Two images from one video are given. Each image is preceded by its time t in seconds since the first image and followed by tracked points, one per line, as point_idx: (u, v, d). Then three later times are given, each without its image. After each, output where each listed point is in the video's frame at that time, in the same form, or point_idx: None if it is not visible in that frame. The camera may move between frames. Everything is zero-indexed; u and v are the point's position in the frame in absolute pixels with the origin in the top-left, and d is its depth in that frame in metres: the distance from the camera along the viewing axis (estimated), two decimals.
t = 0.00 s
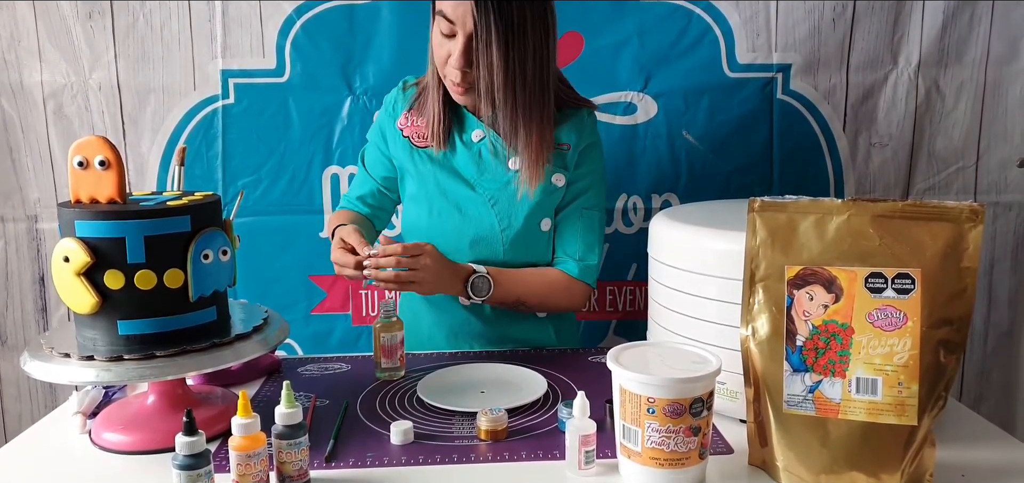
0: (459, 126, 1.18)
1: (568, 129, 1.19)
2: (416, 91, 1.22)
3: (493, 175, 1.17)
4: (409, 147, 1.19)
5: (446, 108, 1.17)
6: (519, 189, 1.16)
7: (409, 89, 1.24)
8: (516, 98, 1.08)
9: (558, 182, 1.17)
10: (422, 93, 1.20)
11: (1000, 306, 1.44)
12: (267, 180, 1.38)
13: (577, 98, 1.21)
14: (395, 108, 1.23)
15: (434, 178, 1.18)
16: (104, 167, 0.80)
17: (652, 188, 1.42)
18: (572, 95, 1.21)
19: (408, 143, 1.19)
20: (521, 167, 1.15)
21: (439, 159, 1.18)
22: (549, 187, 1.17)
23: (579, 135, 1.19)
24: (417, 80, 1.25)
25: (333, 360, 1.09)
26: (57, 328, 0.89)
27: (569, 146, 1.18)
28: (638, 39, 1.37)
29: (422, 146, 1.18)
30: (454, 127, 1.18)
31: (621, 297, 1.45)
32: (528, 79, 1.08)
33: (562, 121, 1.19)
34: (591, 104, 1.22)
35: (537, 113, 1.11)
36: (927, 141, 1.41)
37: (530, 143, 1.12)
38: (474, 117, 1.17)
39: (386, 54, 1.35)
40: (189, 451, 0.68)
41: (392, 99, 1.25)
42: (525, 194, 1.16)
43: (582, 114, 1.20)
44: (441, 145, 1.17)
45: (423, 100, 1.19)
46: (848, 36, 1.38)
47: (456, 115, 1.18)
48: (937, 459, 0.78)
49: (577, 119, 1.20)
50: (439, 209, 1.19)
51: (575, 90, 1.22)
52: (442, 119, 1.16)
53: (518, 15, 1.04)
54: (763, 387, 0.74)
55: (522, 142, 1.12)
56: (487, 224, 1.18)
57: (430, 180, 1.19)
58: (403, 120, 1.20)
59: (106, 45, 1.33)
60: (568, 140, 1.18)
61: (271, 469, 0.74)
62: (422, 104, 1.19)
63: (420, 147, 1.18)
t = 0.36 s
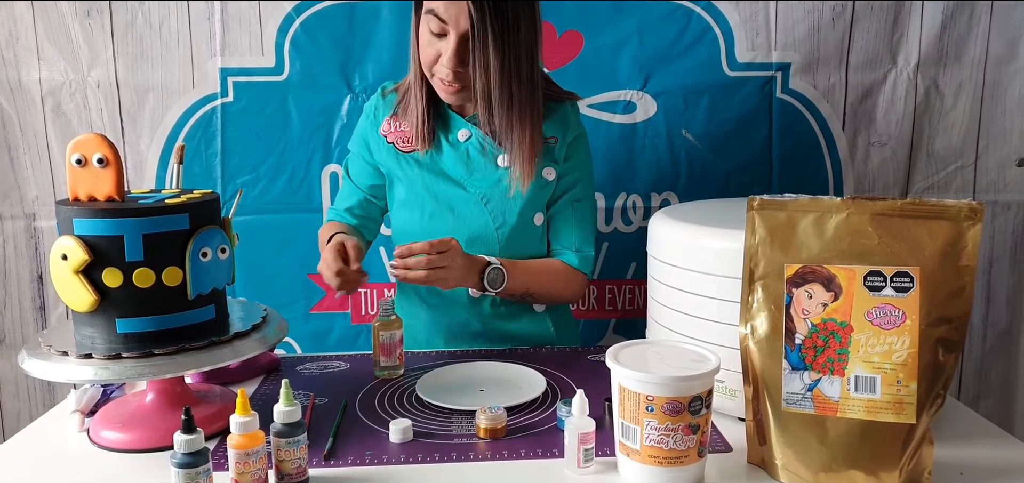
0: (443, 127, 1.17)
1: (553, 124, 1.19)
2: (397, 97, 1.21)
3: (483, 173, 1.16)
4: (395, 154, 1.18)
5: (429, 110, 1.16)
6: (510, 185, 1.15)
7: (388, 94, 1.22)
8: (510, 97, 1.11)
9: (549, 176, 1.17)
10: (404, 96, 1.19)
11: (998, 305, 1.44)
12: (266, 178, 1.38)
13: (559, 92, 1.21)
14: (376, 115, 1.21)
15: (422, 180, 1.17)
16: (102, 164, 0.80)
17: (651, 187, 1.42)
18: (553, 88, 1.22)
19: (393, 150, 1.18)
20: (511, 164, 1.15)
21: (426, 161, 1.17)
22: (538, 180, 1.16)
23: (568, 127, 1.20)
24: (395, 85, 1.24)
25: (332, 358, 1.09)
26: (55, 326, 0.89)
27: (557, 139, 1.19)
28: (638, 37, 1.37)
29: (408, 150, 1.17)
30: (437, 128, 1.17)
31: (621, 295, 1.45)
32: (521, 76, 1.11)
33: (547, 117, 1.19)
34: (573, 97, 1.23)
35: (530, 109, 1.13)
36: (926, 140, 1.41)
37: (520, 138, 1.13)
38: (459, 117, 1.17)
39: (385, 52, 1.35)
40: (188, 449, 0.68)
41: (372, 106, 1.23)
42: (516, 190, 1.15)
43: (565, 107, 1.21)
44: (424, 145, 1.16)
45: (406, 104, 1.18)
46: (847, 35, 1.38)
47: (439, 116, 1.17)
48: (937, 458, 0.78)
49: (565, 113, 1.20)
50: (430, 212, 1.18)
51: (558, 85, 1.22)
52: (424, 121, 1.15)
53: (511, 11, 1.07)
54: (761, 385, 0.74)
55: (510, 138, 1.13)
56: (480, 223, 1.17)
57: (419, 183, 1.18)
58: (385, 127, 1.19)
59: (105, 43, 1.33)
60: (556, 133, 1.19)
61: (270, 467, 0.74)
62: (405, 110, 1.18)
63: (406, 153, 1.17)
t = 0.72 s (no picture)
0: (434, 134, 1.16)
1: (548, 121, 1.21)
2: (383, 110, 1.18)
3: (482, 174, 1.14)
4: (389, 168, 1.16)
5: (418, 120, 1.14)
6: (511, 184, 1.14)
7: (370, 107, 1.20)
8: (518, 103, 1.09)
9: (549, 171, 1.18)
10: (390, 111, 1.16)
11: (997, 305, 1.45)
12: (265, 177, 1.38)
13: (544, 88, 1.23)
14: (363, 129, 1.18)
15: (420, 189, 1.15)
16: (100, 163, 0.80)
17: (650, 186, 1.42)
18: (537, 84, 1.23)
19: (387, 164, 1.16)
20: (510, 162, 1.14)
21: (422, 170, 1.15)
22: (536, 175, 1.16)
23: (558, 125, 1.22)
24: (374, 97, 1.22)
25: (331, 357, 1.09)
26: (54, 324, 0.89)
27: (551, 136, 1.20)
28: (637, 37, 1.37)
29: (401, 163, 1.15)
30: (429, 136, 1.15)
31: (619, 295, 1.46)
32: (527, 80, 1.09)
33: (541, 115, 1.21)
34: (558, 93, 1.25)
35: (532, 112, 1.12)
36: (924, 140, 1.41)
37: (523, 141, 1.12)
38: (451, 120, 1.16)
39: (383, 51, 1.35)
40: (186, 448, 0.68)
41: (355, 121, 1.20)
42: (517, 188, 1.14)
43: (553, 103, 1.23)
44: (417, 149, 1.14)
45: (393, 118, 1.16)
46: (846, 35, 1.38)
47: (427, 125, 1.16)
48: (935, 457, 0.79)
49: (553, 111, 1.22)
50: (433, 218, 1.15)
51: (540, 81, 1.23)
52: (416, 130, 1.14)
53: (523, 21, 1.04)
54: (760, 385, 0.74)
55: (514, 141, 1.12)
56: (485, 224, 1.15)
57: (418, 192, 1.15)
58: (375, 143, 1.16)
59: (104, 41, 1.33)
60: (549, 131, 1.21)
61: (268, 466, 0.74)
62: (392, 123, 1.16)
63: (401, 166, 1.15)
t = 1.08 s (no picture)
0: (441, 135, 1.15)
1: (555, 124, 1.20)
2: (389, 111, 1.18)
3: (487, 176, 1.13)
4: (395, 170, 1.15)
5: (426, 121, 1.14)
6: (518, 186, 1.13)
7: (375, 108, 1.19)
8: (531, 100, 1.10)
9: (555, 175, 1.17)
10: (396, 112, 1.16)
11: (998, 304, 1.44)
12: (264, 177, 1.37)
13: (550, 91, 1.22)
14: (368, 130, 1.18)
15: (426, 191, 1.14)
16: (100, 164, 0.80)
17: (650, 186, 1.42)
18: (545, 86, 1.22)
19: (393, 166, 1.15)
20: (517, 165, 1.13)
21: (427, 172, 1.14)
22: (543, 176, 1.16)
23: (566, 129, 1.21)
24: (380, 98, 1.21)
25: (331, 358, 1.09)
26: (54, 325, 0.89)
27: (558, 140, 1.20)
28: (636, 36, 1.37)
29: (407, 164, 1.15)
30: (436, 137, 1.14)
31: (620, 295, 1.45)
32: (539, 80, 1.10)
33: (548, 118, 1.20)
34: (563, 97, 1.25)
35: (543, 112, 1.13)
36: (925, 139, 1.41)
37: (535, 144, 1.12)
38: (459, 122, 1.15)
39: (382, 52, 1.35)
40: (185, 449, 0.67)
41: (359, 123, 1.19)
42: (525, 190, 1.14)
43: (559, 106, 1.23)
44: (426, 150, 1.13)
45: (399, 119, 1.15)
46: (846, 33, 1.38)
47: (433, 126, 1.15)
48: (936, 457, 0.78)
49: (560, 115, 1.22)
50: (439, 220, 1.15)
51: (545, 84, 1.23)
52: (425, 132, 1.13)
53: (534, 16, 1.05)
54: (760, 385, 0.74)
55: (525, 143, 1.11)
56: (491, 227, 1.14)
57: (423, 194, 1.15)
58: (380, 144, 1.16)
59: (103, 42, 1.32)
60: (556, 134, 1.20)
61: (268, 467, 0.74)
62: (398, 125, 1.16)
63: (407, 167, 1.15)
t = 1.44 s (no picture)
0: (451, 137, 1.15)
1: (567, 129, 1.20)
2: (400, 111, 1.18)
3: (496, 179, 1.13)
4: (405, 170, 1.15)
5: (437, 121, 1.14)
6: (526, 190, 1.13)
7: (386, 109, 1.19)
8: (541, 101, 1.09)
9: (564, 181, 1.17)
10: (407, 111, 1.16)
11: (999, 303, 1.44)
12: (265, 178, 1.37)
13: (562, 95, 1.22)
14: (378, 129, 1.18)
15: (434, 193, 1.14)
16: (100, 164, 0.80)
17: (650, 186, 1.42)
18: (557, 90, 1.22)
19: (402, 166, 1.15)
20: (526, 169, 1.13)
21: (436, 173, 1.14)
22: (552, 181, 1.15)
23: (576, 132, 1.21)
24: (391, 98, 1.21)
25: (331, 358, 1.09)
26: (54, 326, 0.89)
27: (568, 145, 1.19)
28: (637, 36, 1.36)
29: (416, 166, 1.14)
30: (446, 139, 1.14)
31: (620, 295, 1.45)
32: (550, 83, 1.10)
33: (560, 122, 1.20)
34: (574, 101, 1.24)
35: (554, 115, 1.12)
36: (925, 139, 1.41)
37: (547, 147, 1.12)
38: (470, 124, 1.15)
39: (383, 52, 1.35)
40: (186, 449, 0.67)
41: (368, 123, 1.19)
42: (533, 194, 1.13)
43: (570, 111, 1.22)
44: (435, 150, 1.13)
45: (410, 120, 1.15)
46: (846, 33, 1.38)
47: (444, 127, 1.15)
48: (936, 457, 0.78)
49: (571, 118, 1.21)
50: (445, 222, 1.14)
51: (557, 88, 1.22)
52: (435, 132, 1.13)
53: (545, 19, 1.04)
54: (761, 385, 0.74)
55: (535, 146, 1.11)
56: (498, 231, 1.14)
57: (431, 195, 1.14)
58: (390, 144, 1.16)
59: (103, 42, 1.33)
60: (566, 139, 1.19)
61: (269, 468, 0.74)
62: (409, 125, 1.16)
63: (416, 168, 1.15)
